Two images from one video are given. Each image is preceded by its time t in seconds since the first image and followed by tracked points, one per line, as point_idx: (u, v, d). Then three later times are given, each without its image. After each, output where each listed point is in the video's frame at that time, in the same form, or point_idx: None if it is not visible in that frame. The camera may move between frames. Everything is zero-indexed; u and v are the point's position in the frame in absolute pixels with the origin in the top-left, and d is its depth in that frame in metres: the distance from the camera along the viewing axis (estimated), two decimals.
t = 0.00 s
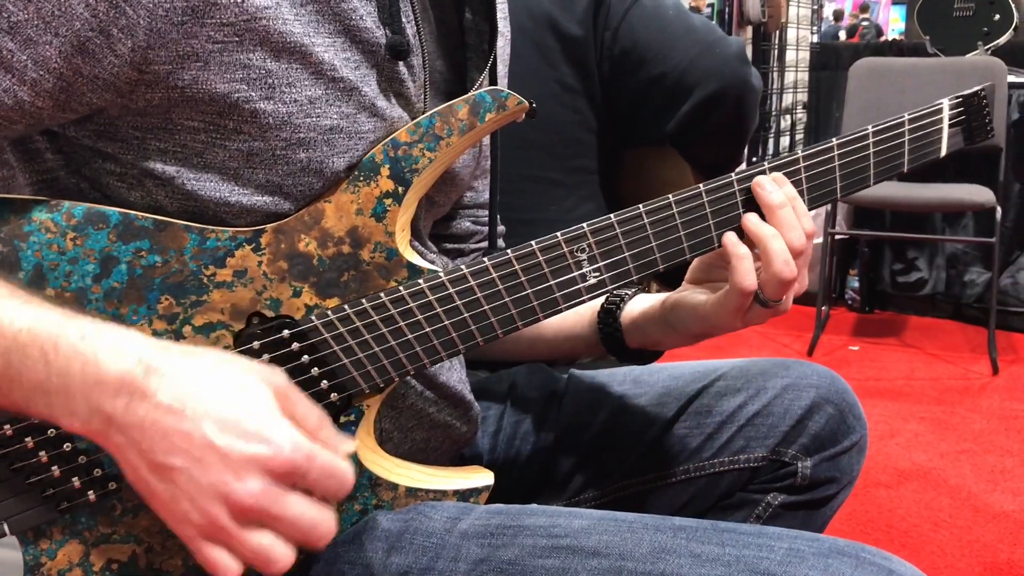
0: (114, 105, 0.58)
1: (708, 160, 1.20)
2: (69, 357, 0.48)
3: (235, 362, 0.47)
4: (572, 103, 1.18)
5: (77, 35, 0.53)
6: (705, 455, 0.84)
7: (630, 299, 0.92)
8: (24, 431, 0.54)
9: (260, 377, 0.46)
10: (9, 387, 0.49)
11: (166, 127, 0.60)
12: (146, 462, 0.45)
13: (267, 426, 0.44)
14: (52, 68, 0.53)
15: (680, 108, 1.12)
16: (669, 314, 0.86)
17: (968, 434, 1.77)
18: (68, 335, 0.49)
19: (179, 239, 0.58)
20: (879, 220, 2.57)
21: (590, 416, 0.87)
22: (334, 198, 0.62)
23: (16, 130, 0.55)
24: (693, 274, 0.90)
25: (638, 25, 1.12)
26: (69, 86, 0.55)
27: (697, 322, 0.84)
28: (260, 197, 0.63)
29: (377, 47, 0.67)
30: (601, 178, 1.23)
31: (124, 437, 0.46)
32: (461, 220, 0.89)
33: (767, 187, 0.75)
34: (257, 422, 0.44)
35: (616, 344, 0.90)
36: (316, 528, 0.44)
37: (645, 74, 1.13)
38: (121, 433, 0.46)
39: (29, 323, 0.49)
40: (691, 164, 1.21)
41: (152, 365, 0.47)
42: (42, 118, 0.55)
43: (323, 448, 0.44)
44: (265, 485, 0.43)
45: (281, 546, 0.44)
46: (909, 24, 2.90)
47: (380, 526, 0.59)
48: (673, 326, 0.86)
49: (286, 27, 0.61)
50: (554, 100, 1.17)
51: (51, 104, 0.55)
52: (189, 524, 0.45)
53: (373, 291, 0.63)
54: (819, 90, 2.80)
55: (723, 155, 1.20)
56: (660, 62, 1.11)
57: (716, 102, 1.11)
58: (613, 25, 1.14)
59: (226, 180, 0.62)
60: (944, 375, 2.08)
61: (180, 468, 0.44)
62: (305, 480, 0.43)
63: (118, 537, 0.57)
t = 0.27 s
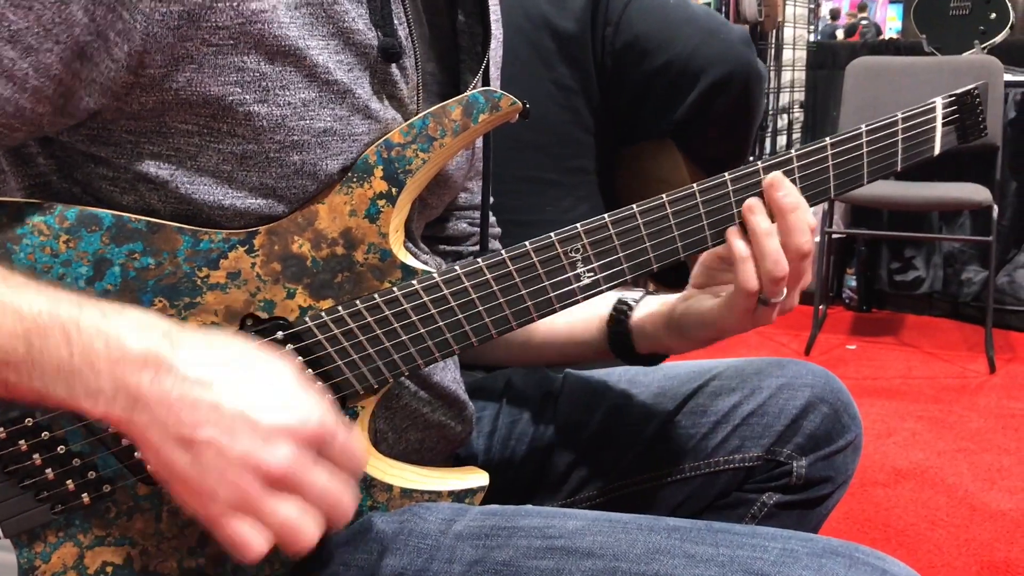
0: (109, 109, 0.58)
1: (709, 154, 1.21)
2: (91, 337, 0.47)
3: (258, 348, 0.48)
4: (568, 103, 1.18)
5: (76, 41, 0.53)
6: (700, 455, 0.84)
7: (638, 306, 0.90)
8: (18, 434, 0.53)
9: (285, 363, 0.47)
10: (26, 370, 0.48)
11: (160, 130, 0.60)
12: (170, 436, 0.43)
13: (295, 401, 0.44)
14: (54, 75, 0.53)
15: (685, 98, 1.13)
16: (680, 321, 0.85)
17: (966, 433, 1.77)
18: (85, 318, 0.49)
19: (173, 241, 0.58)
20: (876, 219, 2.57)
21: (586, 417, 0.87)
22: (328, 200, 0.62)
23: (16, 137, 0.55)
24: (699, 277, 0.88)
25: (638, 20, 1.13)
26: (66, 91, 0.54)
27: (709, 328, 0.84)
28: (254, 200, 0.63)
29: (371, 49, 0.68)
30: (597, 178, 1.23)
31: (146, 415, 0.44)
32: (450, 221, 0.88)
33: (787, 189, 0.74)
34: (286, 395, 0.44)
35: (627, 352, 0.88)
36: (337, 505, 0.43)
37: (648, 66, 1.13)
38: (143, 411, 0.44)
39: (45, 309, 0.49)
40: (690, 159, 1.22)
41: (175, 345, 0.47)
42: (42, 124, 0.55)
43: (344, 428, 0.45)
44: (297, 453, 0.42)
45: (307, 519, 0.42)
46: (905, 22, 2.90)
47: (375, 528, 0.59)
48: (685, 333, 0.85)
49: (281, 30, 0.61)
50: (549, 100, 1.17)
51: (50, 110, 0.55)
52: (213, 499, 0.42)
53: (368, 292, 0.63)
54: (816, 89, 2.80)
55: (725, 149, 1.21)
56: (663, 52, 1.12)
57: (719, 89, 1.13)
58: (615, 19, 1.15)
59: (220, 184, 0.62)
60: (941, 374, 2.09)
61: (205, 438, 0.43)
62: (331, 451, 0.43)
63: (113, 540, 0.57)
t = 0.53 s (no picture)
0: (102, 112, 0.58)
1: (704, 161, 1.22)
2: (76, 324, 0.48)
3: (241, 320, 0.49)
4: (566, 105, 1.18)
5: (63, 42, 0.53)
6: (697, 456, 0.84)
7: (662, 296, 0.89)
8: (12, 435, 0.54)
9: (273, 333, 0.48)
10: (18, 361, 0.48)
11: (155, 133, 0.60)
12: (164, 418, 0.45)
13: (286, 372, 0.45)
14: (39, 75, 0.53)
15: (682, 104, 1.14)
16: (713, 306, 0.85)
17: (963, 433, 1.77)
18: (68, 304, 0.49)
19: (170, 243, 0.58)
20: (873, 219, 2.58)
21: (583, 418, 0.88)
22: (324, 202, 0.62)
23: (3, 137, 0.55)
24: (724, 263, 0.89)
25: (637, 25, 1.12)
26: (55, 94, 0.54)
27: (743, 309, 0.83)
28: (249, 202, 0.63)
29: (365, 52, 0.68)
30: (595, 179, 1.23)
31: (138, 399, 0.45)
32: (456, 219, 0.89)
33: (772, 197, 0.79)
34: (275, 368, 0.45)
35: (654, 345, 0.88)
36: (339, 463, 0.45)
37: (646, 72, 1.13)
38: (134, 396, 0.45)
39: (31, 295, 0.49)
40: (686, 164, 1.22)
41: (158, 327, 0.47)
42: (27, 126, 0.55)
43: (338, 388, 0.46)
44: (290, 425, 0.44)
45: (311, 486, 0.45)
46: (902, 23, 2.90)
47: (370, 531, 0.59)
48: (717, 316, 0.85)
49: (274, 32, 0.61)
50: (548, 102, 1.17)
51: (38, 111, 0.55)
52: (215, 474, 0.44)
53: (364, 295, 0.63)
54: (813, 89, 2.80)
55: (720, 156, 1.21)
56: (662, 58, 1.12)
57: (716, 97, 1.13)
58: (614, 24, 1.14)
59: (215, 186, 0.62)
60: (938, 374, 2.09)
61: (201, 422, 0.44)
62: (324, 416, 0.45)
63: (110, 542, 0.57)
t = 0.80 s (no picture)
0: (97, 116, 0.58)
1: (701, 160, 1.21)
2: (52, 356, 0.48)
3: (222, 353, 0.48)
4: (564, 106, 1.18)
5: (56, 46, 0.53)
6: (694, 457, 0.84)
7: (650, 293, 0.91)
8: (6, 441, 0.53)
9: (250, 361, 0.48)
10: None
11: (150, 136, 0.60)
12: (141, 455, 0.45)
13: (261, 407, 0.45)
14: (33, 79, 0.53)
15: (677, 104, 1.14)
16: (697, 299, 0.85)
17: (960, 433, 1.78)
18: (47, 334, 0.49)
19: (164, 247, 0.58)
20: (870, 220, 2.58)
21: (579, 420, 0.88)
22: (319, 205, 0.62)
23: None
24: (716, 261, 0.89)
25: (634, 26, 1.13)
26: (49, 98, 0.54)
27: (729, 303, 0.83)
28: (244, 205, 0.63)
29: (362, 55, 0.68)
30: (593, 181, 1.23)
31: (114, 435, 0.46)
32: (452, 223, 0.89)
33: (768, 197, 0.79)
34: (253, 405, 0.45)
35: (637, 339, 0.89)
36: (319, 501, 0.45)
37: (642, 73, 1.13)
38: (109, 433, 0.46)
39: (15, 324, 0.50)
40: (682, 165, 1.21)
41: (133, 360, 0.47)
42: (22, 129, 0.56)
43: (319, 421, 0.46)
44: (265, 463, 0.44)
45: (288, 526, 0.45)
46: (899, 24, 2.91)
47: (367, 534, 0.59)
48: (702, 311, 0.85)
49: (270, 36, 0.61)
50: (545, 104, 1.17)
51: (31, 115, 0.55)
52: (193, 511, 0.45)
53: (359, 298, 0.63)
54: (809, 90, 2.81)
55: (716, 155, 1.21)
56: (658, 59, 1.12)
57: (712, 97, 1.13)
58: (612, 25, 1.14)
59: (211, 189, 0.62)
60: (935, 375, 2.09)
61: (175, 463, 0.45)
62: (304, 453, 0.45)
63: (104, 546, 0.57)
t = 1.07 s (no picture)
0: (91, 117, 0.58)
1: (698, 163, 1.20)
2: (53, 337, 0.48)
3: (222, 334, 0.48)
4: (561, 108, 1.18)
5: (49, 46, 0.53)
6: (690, 459, 0.84)
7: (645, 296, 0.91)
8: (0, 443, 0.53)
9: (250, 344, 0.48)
10: None
11: (144, 137, 0.60)
12: (141, 434, 0.45)
13: (263, 386, 0.46)
14: (26, 79, 0.53)
15: (673, 107, 1.13)
16: (696, 301, 0.85)
17: (957, 435, 1.78)
18: (46, 314, 0.49)
19: (159, 249, 0.58)
20: (867, 221, 2.58)
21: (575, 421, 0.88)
22: (315, 207, 0.62)
23: None
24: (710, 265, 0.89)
25: (631, 27, 1.13)
26: (43, 98, 0.54)
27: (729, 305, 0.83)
28: (239, 206, 0.63)
29: (356, 56, 0.68)
30: (590, 182, 1.23)
31: (114, 415, 0.46)
32: (447, 224, 0.89)
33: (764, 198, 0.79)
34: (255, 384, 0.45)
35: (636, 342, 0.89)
36: (281, 523, 0.43)
37: (638, 75, 1.13)
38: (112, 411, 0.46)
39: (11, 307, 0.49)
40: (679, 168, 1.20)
41: (136, 339, 0.47)
42: (16, 129, 0.55)
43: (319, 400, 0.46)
44: (268, 442, 0.44)
45: (292, 508, 0.44)
46: (896, 25, 2.91)
47: (361, 537, 0.59)
48: (699, 313, 0.85)
49: (263, 36, 0.61)
50: (542, 105, 1.17)
51: (25, 115, 0.55)
52: (195, 493, 0.44)
53: (355, 300, 0.63)
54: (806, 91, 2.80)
55: (714, 158, 1.19)
56: (654, 61, 1.12)
57: (709, 99, 1.12)
58: (609, 27, 1.14)
59: (205, 190, 0.62)
60: (932, 376, 2.09)
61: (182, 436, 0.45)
62: (306, 433, 0.45)
63: (99, 548, 0.57)
